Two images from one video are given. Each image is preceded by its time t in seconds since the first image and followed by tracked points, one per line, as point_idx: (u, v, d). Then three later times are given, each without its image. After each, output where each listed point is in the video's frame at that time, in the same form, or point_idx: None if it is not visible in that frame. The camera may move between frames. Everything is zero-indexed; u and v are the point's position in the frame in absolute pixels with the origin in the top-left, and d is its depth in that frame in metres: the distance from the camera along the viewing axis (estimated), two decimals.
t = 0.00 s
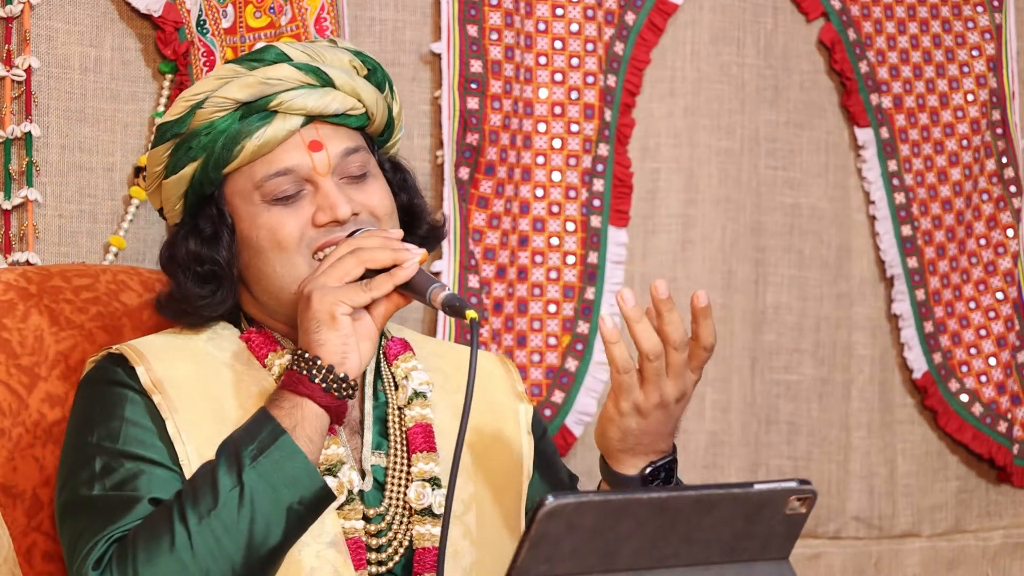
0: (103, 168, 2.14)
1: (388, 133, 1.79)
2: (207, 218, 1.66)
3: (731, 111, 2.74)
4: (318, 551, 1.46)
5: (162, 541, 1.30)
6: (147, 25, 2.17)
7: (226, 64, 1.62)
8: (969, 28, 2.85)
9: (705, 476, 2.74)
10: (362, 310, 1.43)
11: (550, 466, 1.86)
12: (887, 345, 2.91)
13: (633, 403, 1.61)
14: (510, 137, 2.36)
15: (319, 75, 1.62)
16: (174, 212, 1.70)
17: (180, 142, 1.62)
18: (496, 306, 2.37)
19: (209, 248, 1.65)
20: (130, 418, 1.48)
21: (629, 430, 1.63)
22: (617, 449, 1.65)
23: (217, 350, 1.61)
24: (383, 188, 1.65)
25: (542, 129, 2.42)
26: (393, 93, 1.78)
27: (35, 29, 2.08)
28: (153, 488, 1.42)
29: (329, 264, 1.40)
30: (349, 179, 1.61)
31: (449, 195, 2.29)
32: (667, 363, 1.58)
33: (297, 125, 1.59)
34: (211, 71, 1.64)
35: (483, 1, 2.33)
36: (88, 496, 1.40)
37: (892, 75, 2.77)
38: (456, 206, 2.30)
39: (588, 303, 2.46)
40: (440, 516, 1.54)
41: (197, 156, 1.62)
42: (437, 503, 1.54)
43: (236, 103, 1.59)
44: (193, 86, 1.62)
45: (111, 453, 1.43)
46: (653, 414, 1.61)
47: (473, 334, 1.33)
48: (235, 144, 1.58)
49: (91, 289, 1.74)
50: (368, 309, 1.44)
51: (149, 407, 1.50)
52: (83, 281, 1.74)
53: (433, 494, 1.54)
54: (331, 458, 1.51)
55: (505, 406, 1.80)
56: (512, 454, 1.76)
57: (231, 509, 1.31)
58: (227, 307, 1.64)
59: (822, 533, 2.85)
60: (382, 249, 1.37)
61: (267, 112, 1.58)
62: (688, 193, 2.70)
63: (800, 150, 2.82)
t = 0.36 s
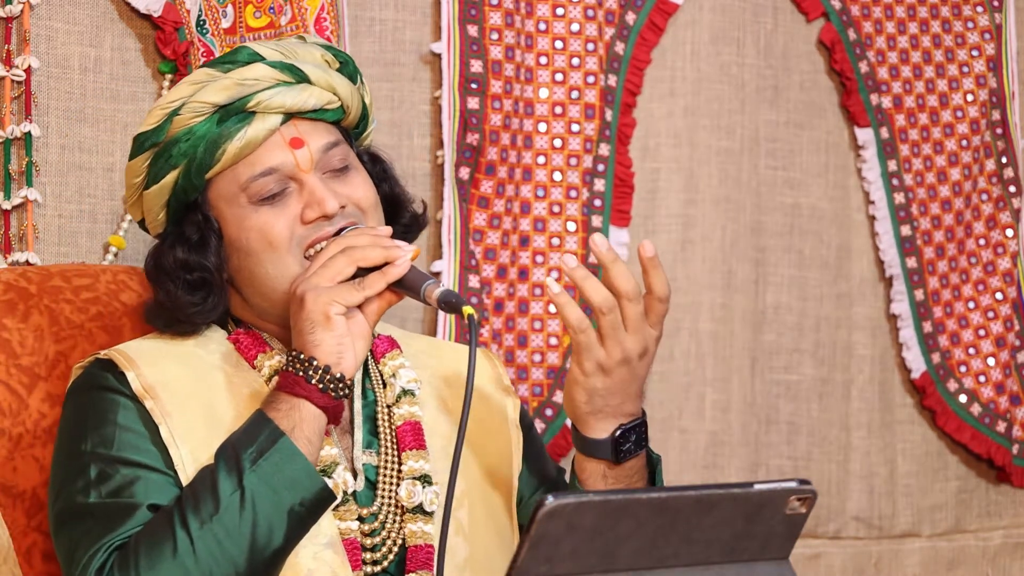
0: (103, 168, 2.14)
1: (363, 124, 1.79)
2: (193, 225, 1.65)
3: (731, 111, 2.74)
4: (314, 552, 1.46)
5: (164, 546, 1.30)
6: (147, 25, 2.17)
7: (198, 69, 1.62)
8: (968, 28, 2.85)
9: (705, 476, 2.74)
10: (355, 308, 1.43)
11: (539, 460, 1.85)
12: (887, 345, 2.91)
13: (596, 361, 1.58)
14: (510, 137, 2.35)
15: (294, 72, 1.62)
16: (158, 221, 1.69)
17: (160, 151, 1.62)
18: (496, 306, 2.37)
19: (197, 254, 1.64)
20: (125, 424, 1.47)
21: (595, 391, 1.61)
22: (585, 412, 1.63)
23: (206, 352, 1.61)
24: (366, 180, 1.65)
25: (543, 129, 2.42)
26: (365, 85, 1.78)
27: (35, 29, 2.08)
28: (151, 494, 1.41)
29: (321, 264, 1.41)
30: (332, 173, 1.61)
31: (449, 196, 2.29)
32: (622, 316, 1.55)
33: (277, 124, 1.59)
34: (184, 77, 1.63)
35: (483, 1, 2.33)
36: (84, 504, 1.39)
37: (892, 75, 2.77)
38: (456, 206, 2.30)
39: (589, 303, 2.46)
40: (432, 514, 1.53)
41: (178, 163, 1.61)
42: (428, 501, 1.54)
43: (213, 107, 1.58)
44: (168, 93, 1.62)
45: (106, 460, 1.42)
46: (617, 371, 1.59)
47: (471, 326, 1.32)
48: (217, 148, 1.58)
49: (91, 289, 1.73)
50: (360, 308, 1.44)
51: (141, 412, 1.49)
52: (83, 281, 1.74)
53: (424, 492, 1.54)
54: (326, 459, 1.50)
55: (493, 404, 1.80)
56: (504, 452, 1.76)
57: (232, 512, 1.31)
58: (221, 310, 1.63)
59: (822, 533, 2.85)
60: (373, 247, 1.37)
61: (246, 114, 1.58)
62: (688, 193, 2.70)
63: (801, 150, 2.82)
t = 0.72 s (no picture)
0: (103, 168, 2.14)
1: (362, 123, 1.79)
2: (186, 219, 1.65)
3: (731, 111, 2.74)
4: (311, 553, 1.45)
5: (161, 546, 1.29)
6: (147, 25, 2.17)
7: (194, 62, 1.62)
8: (968, 28, 2.85)
9: (705, 476, 2.74)
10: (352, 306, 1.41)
11: (535, 462, 1.85)
12: (887, 345, 2.91)
13: (595, 374, 1.56)
14: (510, 137, 2.35)
15: (289, 67, 1.62)
16: (153, 216, 1.70)
17: (154, 144, 1.62)
18: (496, 306, 2.37)
19: (190, 248, 1.64)
20: (121, 424, 1.47)
21: (602, 403, 1.60)
22: (595, 424, 1.63)
23: (201, 351, 1.61)
24: (361, 177, 1.64)
25: (543, 129, 2.42)
26: (364, 83, 1.78)
27: (35, 29, 2.08)
28: (147, 493, 1.41)
29: (317, 262, 1.40)
30: (325, 169, 1.61)
31: (449, 196, 2.29)
32: (595, 316, 1.51)
33: (269, 118, 1.59)
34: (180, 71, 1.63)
35: (483, 1, 2.33)
36: (80, 503, 1.39)
37: (891, 75, 2.77)
38: (456, 206, 2.30)
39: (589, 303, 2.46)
40: (429, 517, 1.54)
41: (172, 157, 1.61)
42: (426, 503, 1.54)
43: (207, 100, 1.58)
44: (164, 86, 1.62)
45: (102, 460, 1.42)
46: (620, 376, 1.57)
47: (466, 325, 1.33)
48: (210, 142, 1.58)
49: (91, 289, 1.73)
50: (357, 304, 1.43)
51: (137, 412, 1.49)
52: (82, 281, 1.74)
53: (423, 494, 1.54)
54: (322, 461, 1.51)
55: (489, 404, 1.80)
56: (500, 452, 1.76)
57: (228, 511, 1.31)
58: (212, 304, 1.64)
59: (822, 533, 2.85)
60: (370, 244, 1.36)
61: (239, 108, 1.58)
62: (688, 193, 2.70)
63: (801, 150, 2.82)
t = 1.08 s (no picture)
0: (103, 168, 2.14)
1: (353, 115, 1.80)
2: (185, 221, 1.66)
3: (731, 111, 2.74)
4: (318, 557, 1.45)
5: (172, 546, 1.29)
6: (147, 24, 2.17)
7: (181, 64, 1.64)
8: (968, 28, 2.85)
9: (705, 476, 2.74)
10: (361, 305, 1.41)
11: (537, 460, 1.83)
12: (887, 345, 2.91)
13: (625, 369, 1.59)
14: (510, 137, 2.35)
15: (275, 61, 1.63)
16: (154, 224, 1.71)
17: (149, 149, 1.63)
18: (496, 306, 2.37)
19: (190, 250, 1.65)
20: (129, 423, 1.47)
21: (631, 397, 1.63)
22: (623, 421, 1.66)
23: (206, 350, 1.61)
24: (355, 164, 1.64)
25: (543, 129, 2.42)
26: (354, 80, 1.79)
27: (35, 29, 2.08)
28: (156, 494, 1.41)
29: (325, 261, 1.39)
30: (319, 158, 1.61)
31: (449, 196, 2.30)
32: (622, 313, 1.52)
33: (259, 112, 1.60)
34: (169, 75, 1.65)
35: (483, 1, 2.33)
36: (89, 503, 1.39)
37: (892, 75, 2.77)
38: (455, 206, 2.30)
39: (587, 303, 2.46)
40: (429, 522, 1.55)
41: (168, 159, 1.62)
42: (426, 508, 1.55)
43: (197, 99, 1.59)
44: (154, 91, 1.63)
45: (111, 459, 1.42)
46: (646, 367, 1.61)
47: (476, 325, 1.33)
48: (202, 139, 1.59)
49: (91, 289, 1.74)
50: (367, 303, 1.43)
51: (145, 413, 1.49)
52: (82, 281, 1.74)
53: (423, 499, 1.55)
54: (331, 465, 1.49)
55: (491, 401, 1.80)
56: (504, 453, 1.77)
57: (240, 511, 1.31)
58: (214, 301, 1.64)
59: (822, 533, 2.85)
60: (379, 243, 1.36)
61: (228, 104, 1.59)
62: (688, 193, 2.70)
63: (801, 150, 2.82)
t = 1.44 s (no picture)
0: (103, 168, 2.14)
1: (398, 141, 1.79)
2: (202, 194, 1.64)
3: (731, 111, 2.74)
4: (318, 556, 1.45)
5: (172, 549, 1.29)
6: (147, 25, 2.17)
7: (248, 45, 1.62)
8: (969, 28, 2.85)
9: (705, 476, 2.74)
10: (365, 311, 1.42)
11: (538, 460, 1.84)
12: (887, 345, 2.91)
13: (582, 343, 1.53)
14: (510, 137, 2.36)
15: (341, 73, 1.62)
16: (170, 181, 1.69)
17: (190, 114, 1.61)
18: (495, 306, 2.37)
19: (201, 224, 1.64)
20: (126, 425, 1.45)
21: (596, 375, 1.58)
22: (592, 402, 1.61)
23: (203, 350, 1.59)
24: (382, 194, 1.63)
25: (542, 129, 2.42)
26: (407, 104, 1.79)
27: (35, 29, 2.08)
28: (153, 496, 1.40)
29: (330, 264, 1.39)
30: (350, 180, 1.60)
31: (449, 196, 2.30)
32: (579, 293, 1.49)
33: (309, 118, 1.58)
34: (233, 48, 1.63)
35: (483, 1, 2.33)
36: (86, 506, 1.38)
37: (892, 75, 2.77)
38: (455, 206, 2.30)
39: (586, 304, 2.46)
40: (432, 519, 1.54)
41: (203, 131, 1.60)
42: (428, 505, 1.54)
43: (252, 85, 1.58)
44: (213, 60, 1.61)
45: (107, 460, 1.41)
46: (608, 348, 1.54)
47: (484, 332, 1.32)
48: (242, 127, 1.57)
49: (91, 290, 1.74)
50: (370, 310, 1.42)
51: (140, 414, 1.48)
52: (83, 281, 1.74)
53: (425, 496, 1.55)
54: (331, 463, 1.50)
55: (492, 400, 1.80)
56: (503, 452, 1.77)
57: (241, 516, 1.31)
58: (211, 285, 1.66)
59: (822, 533, 2.85)
60: (383, 247, 1.35)
61: (282, 100, 1.58)
62: (688, 193, 2.70)
63: (801, 150, 2.82)
